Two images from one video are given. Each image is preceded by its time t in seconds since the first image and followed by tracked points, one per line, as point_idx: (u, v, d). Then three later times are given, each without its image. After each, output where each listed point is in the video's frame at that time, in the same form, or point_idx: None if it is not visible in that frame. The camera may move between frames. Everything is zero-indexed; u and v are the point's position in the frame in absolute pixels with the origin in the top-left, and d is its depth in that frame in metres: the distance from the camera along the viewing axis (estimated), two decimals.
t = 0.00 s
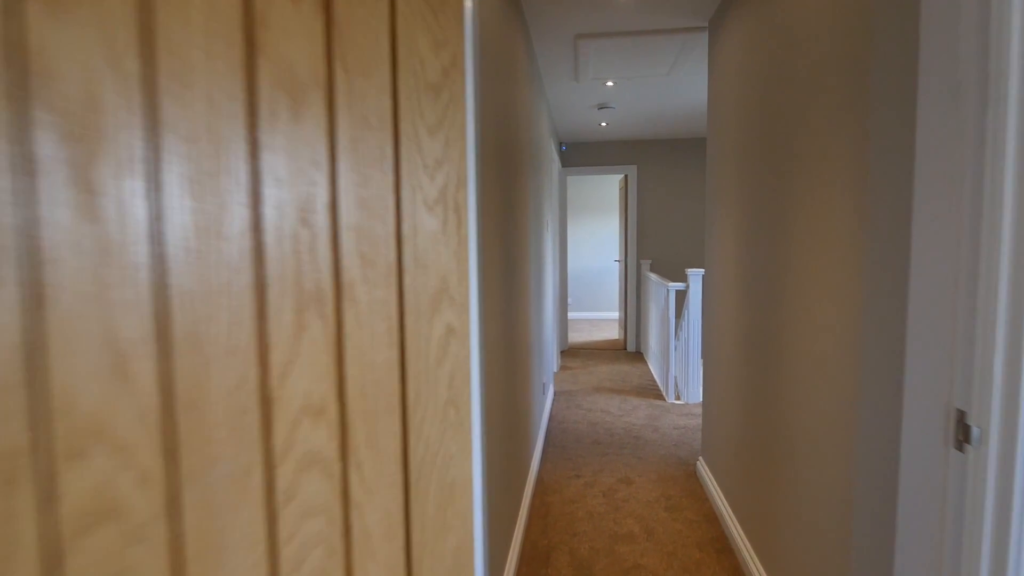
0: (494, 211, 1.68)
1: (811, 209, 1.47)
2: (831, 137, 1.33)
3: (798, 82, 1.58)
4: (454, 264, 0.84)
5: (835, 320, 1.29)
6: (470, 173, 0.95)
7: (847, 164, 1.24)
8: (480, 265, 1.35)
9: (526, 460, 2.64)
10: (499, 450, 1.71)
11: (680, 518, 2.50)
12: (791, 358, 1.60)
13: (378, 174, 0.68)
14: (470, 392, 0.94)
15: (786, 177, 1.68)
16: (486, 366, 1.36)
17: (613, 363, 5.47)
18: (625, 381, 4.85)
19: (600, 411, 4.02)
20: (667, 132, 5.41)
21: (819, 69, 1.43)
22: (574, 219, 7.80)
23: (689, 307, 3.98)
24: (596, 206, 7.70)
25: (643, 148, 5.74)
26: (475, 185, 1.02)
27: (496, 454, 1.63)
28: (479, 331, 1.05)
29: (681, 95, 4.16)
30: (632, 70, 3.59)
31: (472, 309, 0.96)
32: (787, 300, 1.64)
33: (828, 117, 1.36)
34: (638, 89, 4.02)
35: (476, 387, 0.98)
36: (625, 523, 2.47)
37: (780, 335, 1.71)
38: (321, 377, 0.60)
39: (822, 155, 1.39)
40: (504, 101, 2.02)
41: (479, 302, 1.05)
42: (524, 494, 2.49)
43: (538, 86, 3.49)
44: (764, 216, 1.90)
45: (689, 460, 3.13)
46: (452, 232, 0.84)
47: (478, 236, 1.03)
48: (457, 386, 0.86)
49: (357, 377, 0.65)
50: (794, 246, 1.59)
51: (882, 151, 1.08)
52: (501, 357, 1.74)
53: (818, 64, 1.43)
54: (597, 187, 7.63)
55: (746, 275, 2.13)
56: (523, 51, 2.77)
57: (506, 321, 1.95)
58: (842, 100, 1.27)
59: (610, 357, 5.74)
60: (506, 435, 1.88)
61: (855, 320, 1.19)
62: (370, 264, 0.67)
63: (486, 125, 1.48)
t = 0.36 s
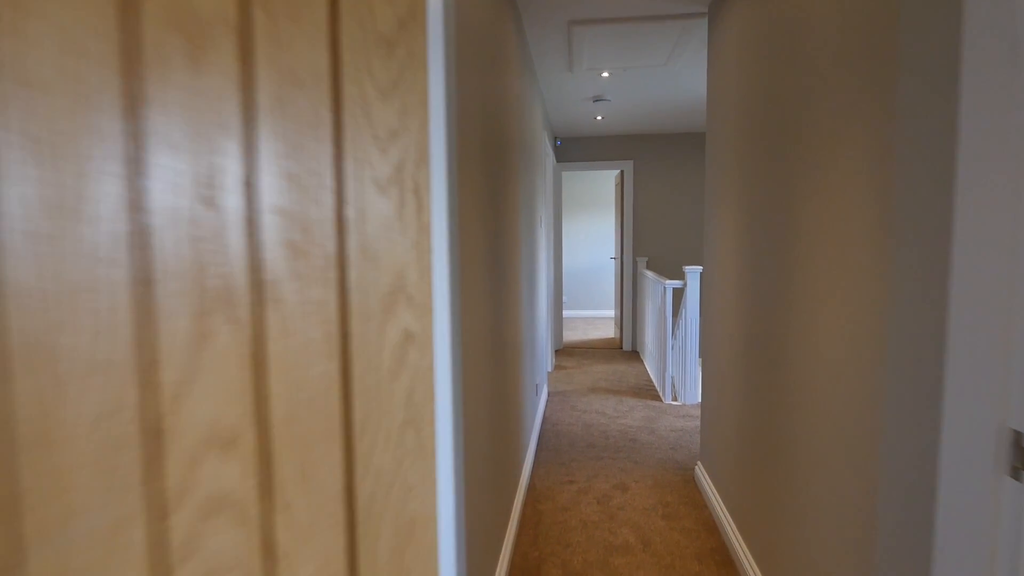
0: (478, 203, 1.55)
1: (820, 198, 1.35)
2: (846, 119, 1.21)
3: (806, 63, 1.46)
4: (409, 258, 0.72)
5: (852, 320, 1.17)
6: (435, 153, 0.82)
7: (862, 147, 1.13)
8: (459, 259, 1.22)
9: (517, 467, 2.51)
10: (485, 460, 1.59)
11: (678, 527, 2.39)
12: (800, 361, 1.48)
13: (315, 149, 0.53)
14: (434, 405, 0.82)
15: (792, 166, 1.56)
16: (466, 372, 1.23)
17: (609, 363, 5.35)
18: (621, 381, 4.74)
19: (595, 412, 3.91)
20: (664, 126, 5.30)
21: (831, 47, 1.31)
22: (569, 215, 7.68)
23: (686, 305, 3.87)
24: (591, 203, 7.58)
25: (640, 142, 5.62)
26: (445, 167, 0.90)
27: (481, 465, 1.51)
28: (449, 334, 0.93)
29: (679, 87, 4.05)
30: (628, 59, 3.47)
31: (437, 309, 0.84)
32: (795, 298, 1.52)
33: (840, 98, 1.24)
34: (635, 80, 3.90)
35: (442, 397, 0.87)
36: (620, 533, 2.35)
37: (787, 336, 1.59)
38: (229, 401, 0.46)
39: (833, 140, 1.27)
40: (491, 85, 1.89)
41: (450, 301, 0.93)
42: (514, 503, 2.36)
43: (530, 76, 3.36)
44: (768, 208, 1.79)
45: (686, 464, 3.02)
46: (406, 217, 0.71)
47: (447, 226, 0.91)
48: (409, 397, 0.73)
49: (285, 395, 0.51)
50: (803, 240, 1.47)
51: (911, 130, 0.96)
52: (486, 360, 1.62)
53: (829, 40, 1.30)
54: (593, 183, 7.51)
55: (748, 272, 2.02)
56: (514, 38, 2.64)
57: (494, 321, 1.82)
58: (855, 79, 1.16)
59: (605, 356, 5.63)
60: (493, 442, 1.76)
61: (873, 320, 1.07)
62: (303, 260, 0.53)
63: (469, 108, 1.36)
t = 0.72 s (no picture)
0: (460, 194, 1.38)
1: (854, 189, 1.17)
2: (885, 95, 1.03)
3: (828, 36, 1.28)
4: (321, 253, 0.54)
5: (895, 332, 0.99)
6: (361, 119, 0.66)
7: (916, 125, 0.94)
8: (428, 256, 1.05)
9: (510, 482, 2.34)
10: (466, 483, 1.42)
11: (682, 548, 2.21)
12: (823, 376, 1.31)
13: (138, 74, 0.33)
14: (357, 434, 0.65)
15: (813, 154, 1.39)
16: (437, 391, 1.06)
17: (610, 366, 5.18)
18: (622, 386, 4.56)
19: (595, 419, 3.73)
20: (668, 122, 5.12)
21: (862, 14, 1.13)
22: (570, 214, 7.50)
23: (691, 307, 3.69)
24: (593, 202, 7.40)
25: (643, 139, 5.44)
26: (383, 140, 0.73)
27: (461, 491, 1.34)
28: (386, 343, 0.76)
29: (683, 79, 3.86)
30: (630, 48, 3.29)
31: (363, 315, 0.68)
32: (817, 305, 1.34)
33: (874, 69, 1.06)
34: (638, 72, 3.72)
35: (371, 422, 0.70)
36: (620, 556, 2.17)
37: (807, 346, 1.41)
38: (15, 498, 0.26)
39: (869, 120, 1.09)
40: (479, 67, 1.72)
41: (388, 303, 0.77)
42: (505, 522, 2.18)
43: (527, 66, 3.20)
44: (784, 203, 1.61)
45: (691, 477, 2.84)
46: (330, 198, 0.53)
47: (384, 214, 0.75)
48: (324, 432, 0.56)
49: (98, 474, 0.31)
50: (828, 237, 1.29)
51: (981, 101, 0.77)
52: (468, 371, 1.44)
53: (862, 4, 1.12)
54: (595, 181, 7.33)
55: (761, 274, 1.84)
56: (508, 23, 2.48)
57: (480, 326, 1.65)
58: (901, 45, 0.98)
59: (606, 359, 5.45)
60: (477, 462, 1.59)
61: (931, 332, 0.89)
62: (128, 257, 0.32)
63: (445, 85, 1.19)
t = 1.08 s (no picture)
0: (440, 192, 1.25)
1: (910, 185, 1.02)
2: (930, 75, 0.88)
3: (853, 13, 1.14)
4: (162, 253, 0.42)
5: (940, 353, 0.85)
6: (255, 84, 0.53)
7: (978, 108, 0.80)
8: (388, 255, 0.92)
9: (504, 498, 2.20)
10: (446, 509, 1.29)
11: (688, 570, 2.07)
12: (849, 395, 1.16)
13: None
14: (261, 473, 0.53)
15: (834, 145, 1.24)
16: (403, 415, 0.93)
17: (613, 371, 5.03)
18: (625, 391, 4.41)
19: (596, 428, 3.58)
20: (673, 119, 4.97)
21: None
22: (573, 215, 7.35)
23: (697, 310, 3.54)
24: (597, 201, 7.25)
25: (648, 137, 5.30)
26: (298, 126, 0.61)
27: (440, 520, 1.20)
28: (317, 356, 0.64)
29: (689, 73, 3.72)
30: (633, 41, 3.16)
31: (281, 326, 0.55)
32: (841, 315, 1.19)
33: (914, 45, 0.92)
34: (641, 66, 3.58)
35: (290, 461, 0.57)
36: None
37: (826, 358, 1.27)
38: None
39: (906, 104, 0.95)
40: (466, 54, 1.59)
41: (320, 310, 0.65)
42: (498, 543, 2.04)
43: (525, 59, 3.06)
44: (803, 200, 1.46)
45: (697, 491, 2.69)
46: (177, 183, 0.43)
47: (303, 210, 0.62)
48: (199, 487, 0.44)
49: None
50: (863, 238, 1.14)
51: None
52: (449, 386, 1.32)
53: None
54: (599, 181, 7.18)
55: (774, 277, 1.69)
56: (502, 11, 2.34)
57: (465, 334, 1.51)
58: (952, 16, 0.84)
59: (610, 363, 5.30)
60: (463, 484, 1.46)
61: (999, 352, 0.75)
62: None
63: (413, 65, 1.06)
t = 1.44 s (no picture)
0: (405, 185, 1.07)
1: (986, 165, 0.80)
2: None
3: None
4: None
5: None
6: None
7: None
8: (310, 258, 0.74)
9: (496, 524, 2.01)
10: (410, 557, 1.11)
11: None
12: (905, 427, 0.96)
13: None
14: None
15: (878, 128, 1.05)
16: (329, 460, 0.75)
17: (619, 378, 4.82)
18: (631, 399, 4.21)
19: (600, 440, 3.38)
20: (682, 115, 4.77)
21: None
22: (579, 215, 7.15)
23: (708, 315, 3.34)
24: (603, 202, 7.05)
25: (655, 134, 5.10)
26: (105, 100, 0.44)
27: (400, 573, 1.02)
28: (129, 387, 0.46)
29: (699, 65, 3.53)
30: (639, 30, 2.97)
31: (2, 352, 0.37)
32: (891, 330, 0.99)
33: None
34: (648, 58, 3.39)
35: (47, 541, 0.40)
36: None
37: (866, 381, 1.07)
38: None
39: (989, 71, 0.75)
40: (446, 32, 1.41)
41: (134, 323, 0.47)
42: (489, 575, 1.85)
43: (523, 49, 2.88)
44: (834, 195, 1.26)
45: (708, 512, 2.49)
46: None
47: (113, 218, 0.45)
48: None
49: None
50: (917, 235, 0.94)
51: None
52: (413, 411, 1.13)
53: None
54: (605, 180, 6.98)
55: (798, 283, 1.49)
56: None
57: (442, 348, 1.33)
58: None
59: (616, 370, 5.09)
60: (435, 522, 1.27)
61: None
62: None
63: (358, 31, 0.88)
